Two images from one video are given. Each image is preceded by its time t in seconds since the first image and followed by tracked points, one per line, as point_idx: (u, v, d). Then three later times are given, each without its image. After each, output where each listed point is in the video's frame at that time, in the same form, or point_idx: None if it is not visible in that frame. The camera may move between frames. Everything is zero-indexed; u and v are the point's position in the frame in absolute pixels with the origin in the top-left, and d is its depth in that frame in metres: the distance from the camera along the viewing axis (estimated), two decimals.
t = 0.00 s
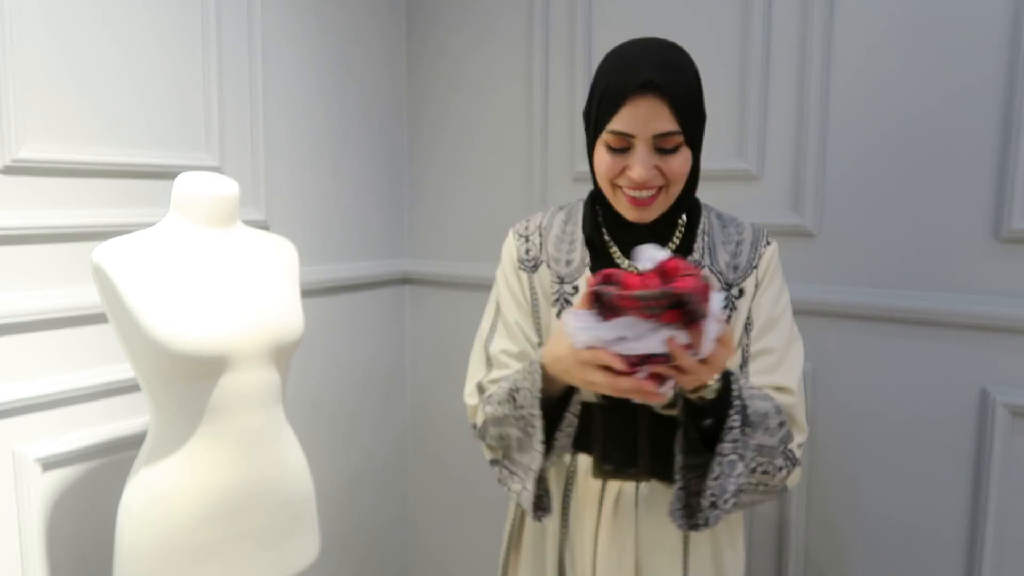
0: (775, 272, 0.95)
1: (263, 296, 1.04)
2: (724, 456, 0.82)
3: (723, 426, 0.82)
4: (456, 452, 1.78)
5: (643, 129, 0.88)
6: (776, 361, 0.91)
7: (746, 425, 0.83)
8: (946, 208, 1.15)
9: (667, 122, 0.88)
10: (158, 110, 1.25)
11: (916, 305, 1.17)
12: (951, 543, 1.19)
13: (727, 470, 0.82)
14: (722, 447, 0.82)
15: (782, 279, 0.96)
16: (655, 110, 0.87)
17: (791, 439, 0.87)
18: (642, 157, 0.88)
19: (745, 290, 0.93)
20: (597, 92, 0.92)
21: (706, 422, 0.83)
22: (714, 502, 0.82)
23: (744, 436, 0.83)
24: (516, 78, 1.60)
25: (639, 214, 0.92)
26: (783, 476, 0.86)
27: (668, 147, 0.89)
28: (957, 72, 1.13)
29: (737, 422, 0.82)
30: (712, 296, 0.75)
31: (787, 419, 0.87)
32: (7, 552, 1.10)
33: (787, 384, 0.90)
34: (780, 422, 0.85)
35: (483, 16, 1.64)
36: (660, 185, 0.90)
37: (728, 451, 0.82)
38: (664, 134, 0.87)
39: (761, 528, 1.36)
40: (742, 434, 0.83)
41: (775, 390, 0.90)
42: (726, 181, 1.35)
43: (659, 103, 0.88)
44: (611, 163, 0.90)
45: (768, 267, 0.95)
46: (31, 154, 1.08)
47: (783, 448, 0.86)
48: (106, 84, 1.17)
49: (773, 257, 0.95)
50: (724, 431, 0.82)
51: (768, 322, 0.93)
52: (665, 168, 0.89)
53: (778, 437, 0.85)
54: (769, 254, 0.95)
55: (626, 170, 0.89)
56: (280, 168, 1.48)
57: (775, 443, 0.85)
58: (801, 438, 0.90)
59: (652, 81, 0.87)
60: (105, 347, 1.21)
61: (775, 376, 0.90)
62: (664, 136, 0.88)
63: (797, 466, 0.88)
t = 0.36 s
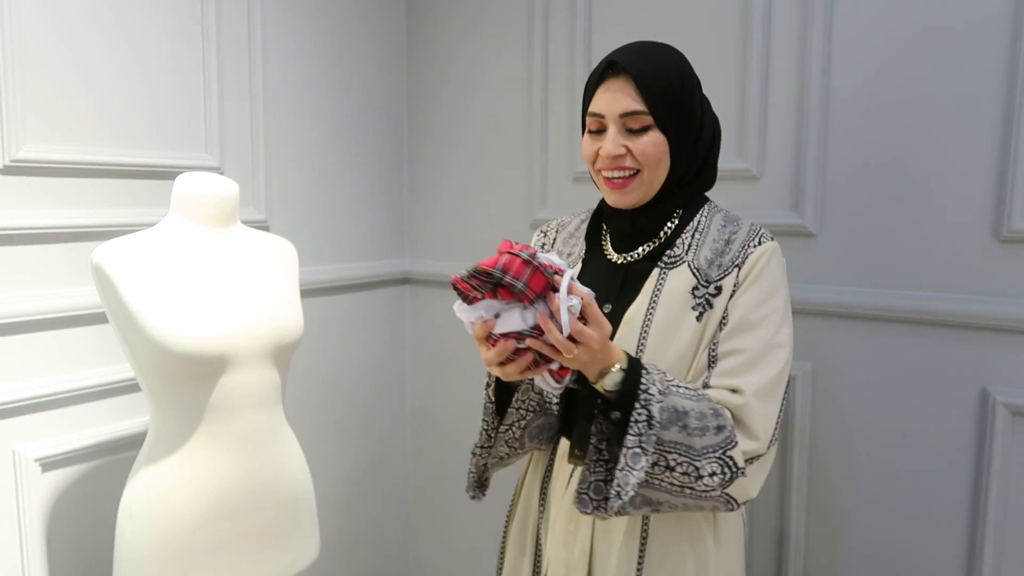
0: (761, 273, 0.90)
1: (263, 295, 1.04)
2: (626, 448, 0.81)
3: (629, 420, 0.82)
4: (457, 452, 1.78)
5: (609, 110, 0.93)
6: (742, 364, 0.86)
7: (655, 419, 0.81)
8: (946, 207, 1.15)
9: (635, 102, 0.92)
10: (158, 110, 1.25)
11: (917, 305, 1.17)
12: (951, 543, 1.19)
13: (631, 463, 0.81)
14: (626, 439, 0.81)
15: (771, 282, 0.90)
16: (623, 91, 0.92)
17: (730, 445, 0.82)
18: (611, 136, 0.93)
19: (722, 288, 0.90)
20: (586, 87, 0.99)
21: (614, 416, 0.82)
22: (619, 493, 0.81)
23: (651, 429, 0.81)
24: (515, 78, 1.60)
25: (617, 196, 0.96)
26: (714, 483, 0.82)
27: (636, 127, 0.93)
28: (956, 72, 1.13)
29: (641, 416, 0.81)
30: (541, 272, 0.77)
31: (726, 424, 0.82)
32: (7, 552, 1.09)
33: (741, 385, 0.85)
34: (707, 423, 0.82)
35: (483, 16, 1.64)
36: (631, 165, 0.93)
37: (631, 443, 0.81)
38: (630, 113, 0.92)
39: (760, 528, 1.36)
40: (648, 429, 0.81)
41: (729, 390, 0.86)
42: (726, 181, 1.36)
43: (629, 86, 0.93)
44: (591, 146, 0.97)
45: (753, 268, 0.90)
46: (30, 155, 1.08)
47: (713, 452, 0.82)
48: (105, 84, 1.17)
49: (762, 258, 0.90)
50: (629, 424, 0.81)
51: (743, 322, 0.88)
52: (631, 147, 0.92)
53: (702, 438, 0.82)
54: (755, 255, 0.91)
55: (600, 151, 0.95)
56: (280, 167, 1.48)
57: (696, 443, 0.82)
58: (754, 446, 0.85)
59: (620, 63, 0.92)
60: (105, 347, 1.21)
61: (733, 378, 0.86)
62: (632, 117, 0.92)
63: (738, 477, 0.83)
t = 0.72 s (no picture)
0: (749, 274, 0.88)
1: (262, 295, 1.04)
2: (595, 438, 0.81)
3: (599, 410, 0.81)
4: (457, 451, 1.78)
5: (599, 104, 0.95)
6: (723, 362, 0.85)
7: (625, 410, 0.81)
8: (946, 207, 1.15)
9: (625, 95, 0.93)
10: (158, 109, 1.25)
11: (917, 305, 1.17)
12: (951, 543, 1.19)
13: (599, 453, 0.80)
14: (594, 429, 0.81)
15: (760, 282, 0.88)
16: (614, 84, 0.94)
17: (702, 439, 0.82)
18: (601, 129, 0.95)
19: (710, 290, 0.90)
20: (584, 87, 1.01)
21: (584, 406, 0.82)
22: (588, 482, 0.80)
23: (620, 419, 0.81)
24: (515, 78, 1.60)
25: (605, 186, 0.96)
26: (685, 476, 0.81)
27: (625, 122, 0.94)
28: (957, 72, 1.13)
29: (610, 406, 0.80)
30: (464, 260, 0.75)
31: (698, 418, 0.82)
32: (7, 553, 1.09)
33: (716, 380, 0.84)
34: (679, 416, 0.82)
35: (483, 16, 1.64)
36: (618, 154, 0.93)
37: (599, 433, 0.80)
38: (619, 104, 0.93)
39: (760, 527, 1.36)
40: (618, 420, 0.81)
41: (705, 385, 0.85)
42: (726, 181, 1.36)
43: (620, 80, 0.94)
44: (582, 140, 0.98)
45: (741, 269, 0.89)
46: (31, 155, 1.08)
47: (685, 445, 0.82)
48: (106, 84, 1.17)
49: (751, 259, 0.89)
50: (598, 414, 0.81)
51: (726, 321, 0.87)
52: (619, 142, 0.94)
53: (673, 431, 0.82)
54: (744, 257, 0.89)
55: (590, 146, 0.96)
56: (281, 167, 1.48)
57: (667, 435, 0.82)
58: (726, 443, 0.84)
59: (612, 60, 0.94)
60: (105, 347, 1.21)
61: (709, 374, 0.85)
62: (621, 109, 0.94)
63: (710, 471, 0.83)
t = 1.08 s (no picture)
0: (746, 274, 0.89)
1: (262, 295, 1.04)
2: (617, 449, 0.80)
3: (622, 421, 0.81)
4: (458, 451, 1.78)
5: (585, 108, 0.95)
6: (725, 365, 0.86)
7: (648, 422, 0.81)
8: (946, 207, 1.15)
9: (611, 99, 0.93)
10: (158, 110, 1.25)
11: (917, 305, 1.17)
12: (951, 543, 1.19)
13: (621, 465, 0.80)
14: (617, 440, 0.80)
15: (756, 282, 0.89)
16: (600, 88, 0.94)
17: (715, 446, 0.82)
18: (587, 133, 0.95)
19: (708, 289, 0.90)
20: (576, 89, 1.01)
21: (605, 415, 0.81)
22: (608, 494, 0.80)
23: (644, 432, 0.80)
24: (515, 78, 1.60)
25: (591, 189, 0.96)
26: (699, 482, 0.82)
27: (611, 125, 0.94)
28: (956, 72, 1.13)
29: (634, 418, 0.80)
30: (426, 243, 0.77)
31: (714, 425, 0.83)
32: (7, 554, 1.09)
33: (727, 388, 0.85)
34: (696, 425, 0.82)
35: (483, 16, 1.64)
36: (603, 158, 0.93)
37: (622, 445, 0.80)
38: (604, 109, 0.93)
39: (760, 527, 1.36)
40: (640, 431, 0.80)
41: (715, 391, 0.86)
42: (726, 181, 1.35)
43: (607, 84, 0.94)
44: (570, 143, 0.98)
45: (737, 269, 0.90)
46: (31, 155, 1.08)
47: (698, 452, 0.82)
48: (106, 84, 1.17)
49: (748, 259, 0.90)
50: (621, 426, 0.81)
51: (727, 324, 0.87)
52: (605, 145, 0.94)
53: (690, 439, 0.82)
54: (740, 257, 0.90)
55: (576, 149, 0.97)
56: (281, 167, 1.48)
57: (684, 444, 0.82)
58: (737, 448, 0.85)
59: (597, 63, 0.95)
60: (105, 347, 1.21)
61: (720, 380, 0.85)
62: (607, 113, 0.94)
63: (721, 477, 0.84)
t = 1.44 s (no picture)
0: (745, 272, 0.90)
1: (263, 295, 1.04)
2: (666, 430, 0.79)
3: (669, 401, 0.79)
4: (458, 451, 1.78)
5: (597, 103, 0.95)
6: (730, 363, 0.86)
7: (695, 402, 0.79)
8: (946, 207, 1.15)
9: (622, 95, 0.94)
10: (158, 109, 1.25)
11: (917, 305, 1.17)
12: (951, 543, 1.19)
13: (670, 446, 0.79)
14: (665, 421, 0.79)
15: (754, 280, 0.90)
16: (612, 84, 0.95)
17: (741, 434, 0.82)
18: (597, 128, 0.94)
19: (708, 288, 0.90)
20: (578, 87, 1.01)
21: (651, 396, 0.79)
22: (654, 478, 0.78)
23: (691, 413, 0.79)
24: (515, 78, 1.60)
25: (600, 185, 0.95)
26: (728, 470, 0.81)
27: (623, 121, 0.94)
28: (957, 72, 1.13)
29: (682, 398, 0.78)
30: (452, 247, 0.75)
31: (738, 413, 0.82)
32: (7, 554, 1.09)
33: (740, 387, 0.84)
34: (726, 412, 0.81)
35: (483, 16, 1.64)
36: (614, 152, 0.93)
37: (671, 426, 0.78)
38: (616, 104, 0.93)
39: (761, 527, 1.36)
40: (688, 412, 0.79)
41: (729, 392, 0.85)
42: (726, 181, 1.36)
43: (619, 81, 0.95)
44: (576, 139, 0.98)
45: (736, 268, 0.90)
46: (31, 155, 1.08)
47: (728, 439, 0.81)
48: (106, 84, 1.17)
49: (746, 258, 0.91)
50: (668, 406, 0.79)
51: (729, 322, 0.88)
52: (615, 140, 0.93)
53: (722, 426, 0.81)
54: (738, 255, 0.91)
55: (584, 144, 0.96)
56: (281, 167, 1.48)
57: (719, 431, 0.81)
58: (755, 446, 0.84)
59: (612, 61, 0.96)
60: (105, 347, 1.21)
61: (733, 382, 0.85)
62: (618, 109, 0.94)
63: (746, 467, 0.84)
